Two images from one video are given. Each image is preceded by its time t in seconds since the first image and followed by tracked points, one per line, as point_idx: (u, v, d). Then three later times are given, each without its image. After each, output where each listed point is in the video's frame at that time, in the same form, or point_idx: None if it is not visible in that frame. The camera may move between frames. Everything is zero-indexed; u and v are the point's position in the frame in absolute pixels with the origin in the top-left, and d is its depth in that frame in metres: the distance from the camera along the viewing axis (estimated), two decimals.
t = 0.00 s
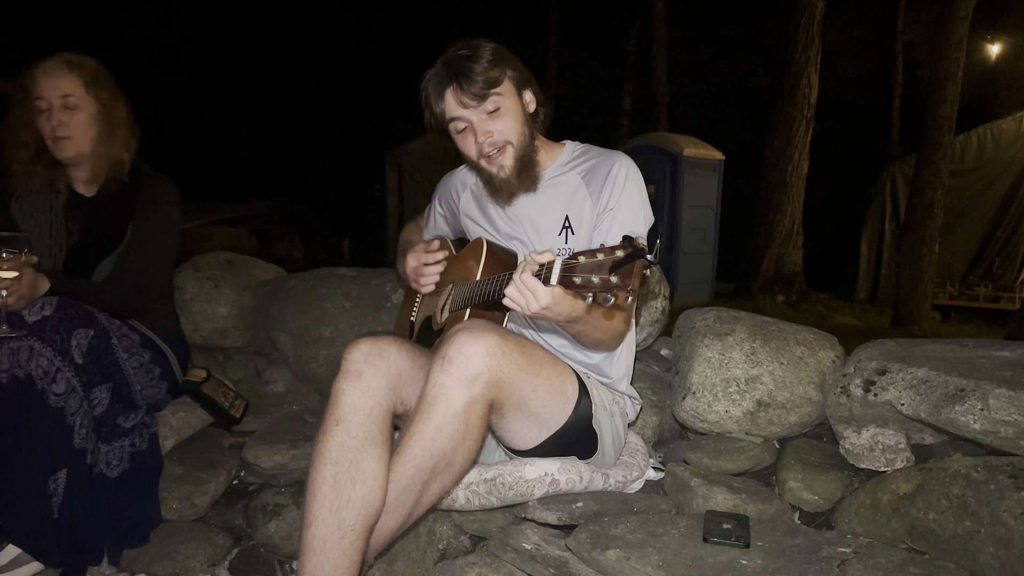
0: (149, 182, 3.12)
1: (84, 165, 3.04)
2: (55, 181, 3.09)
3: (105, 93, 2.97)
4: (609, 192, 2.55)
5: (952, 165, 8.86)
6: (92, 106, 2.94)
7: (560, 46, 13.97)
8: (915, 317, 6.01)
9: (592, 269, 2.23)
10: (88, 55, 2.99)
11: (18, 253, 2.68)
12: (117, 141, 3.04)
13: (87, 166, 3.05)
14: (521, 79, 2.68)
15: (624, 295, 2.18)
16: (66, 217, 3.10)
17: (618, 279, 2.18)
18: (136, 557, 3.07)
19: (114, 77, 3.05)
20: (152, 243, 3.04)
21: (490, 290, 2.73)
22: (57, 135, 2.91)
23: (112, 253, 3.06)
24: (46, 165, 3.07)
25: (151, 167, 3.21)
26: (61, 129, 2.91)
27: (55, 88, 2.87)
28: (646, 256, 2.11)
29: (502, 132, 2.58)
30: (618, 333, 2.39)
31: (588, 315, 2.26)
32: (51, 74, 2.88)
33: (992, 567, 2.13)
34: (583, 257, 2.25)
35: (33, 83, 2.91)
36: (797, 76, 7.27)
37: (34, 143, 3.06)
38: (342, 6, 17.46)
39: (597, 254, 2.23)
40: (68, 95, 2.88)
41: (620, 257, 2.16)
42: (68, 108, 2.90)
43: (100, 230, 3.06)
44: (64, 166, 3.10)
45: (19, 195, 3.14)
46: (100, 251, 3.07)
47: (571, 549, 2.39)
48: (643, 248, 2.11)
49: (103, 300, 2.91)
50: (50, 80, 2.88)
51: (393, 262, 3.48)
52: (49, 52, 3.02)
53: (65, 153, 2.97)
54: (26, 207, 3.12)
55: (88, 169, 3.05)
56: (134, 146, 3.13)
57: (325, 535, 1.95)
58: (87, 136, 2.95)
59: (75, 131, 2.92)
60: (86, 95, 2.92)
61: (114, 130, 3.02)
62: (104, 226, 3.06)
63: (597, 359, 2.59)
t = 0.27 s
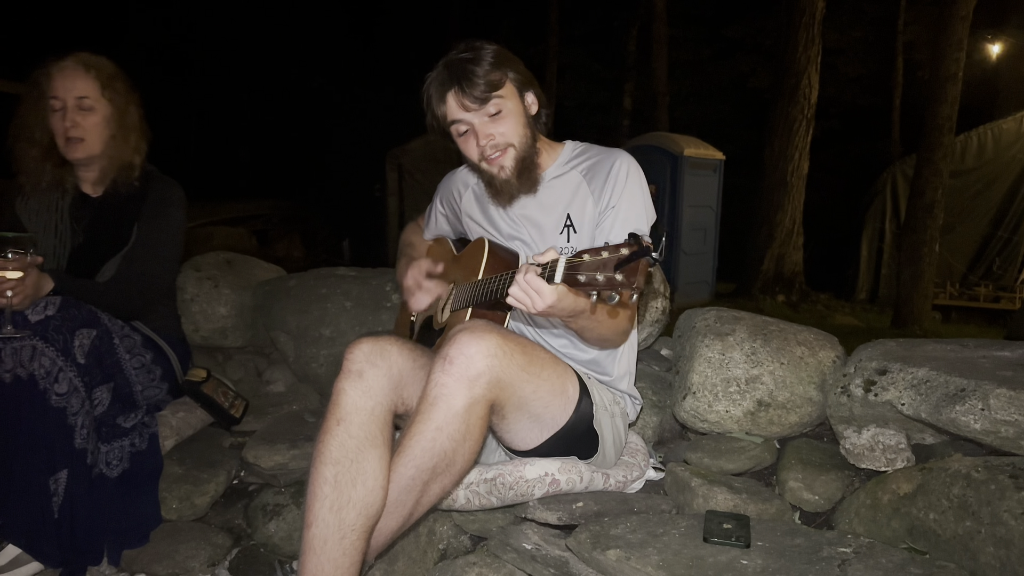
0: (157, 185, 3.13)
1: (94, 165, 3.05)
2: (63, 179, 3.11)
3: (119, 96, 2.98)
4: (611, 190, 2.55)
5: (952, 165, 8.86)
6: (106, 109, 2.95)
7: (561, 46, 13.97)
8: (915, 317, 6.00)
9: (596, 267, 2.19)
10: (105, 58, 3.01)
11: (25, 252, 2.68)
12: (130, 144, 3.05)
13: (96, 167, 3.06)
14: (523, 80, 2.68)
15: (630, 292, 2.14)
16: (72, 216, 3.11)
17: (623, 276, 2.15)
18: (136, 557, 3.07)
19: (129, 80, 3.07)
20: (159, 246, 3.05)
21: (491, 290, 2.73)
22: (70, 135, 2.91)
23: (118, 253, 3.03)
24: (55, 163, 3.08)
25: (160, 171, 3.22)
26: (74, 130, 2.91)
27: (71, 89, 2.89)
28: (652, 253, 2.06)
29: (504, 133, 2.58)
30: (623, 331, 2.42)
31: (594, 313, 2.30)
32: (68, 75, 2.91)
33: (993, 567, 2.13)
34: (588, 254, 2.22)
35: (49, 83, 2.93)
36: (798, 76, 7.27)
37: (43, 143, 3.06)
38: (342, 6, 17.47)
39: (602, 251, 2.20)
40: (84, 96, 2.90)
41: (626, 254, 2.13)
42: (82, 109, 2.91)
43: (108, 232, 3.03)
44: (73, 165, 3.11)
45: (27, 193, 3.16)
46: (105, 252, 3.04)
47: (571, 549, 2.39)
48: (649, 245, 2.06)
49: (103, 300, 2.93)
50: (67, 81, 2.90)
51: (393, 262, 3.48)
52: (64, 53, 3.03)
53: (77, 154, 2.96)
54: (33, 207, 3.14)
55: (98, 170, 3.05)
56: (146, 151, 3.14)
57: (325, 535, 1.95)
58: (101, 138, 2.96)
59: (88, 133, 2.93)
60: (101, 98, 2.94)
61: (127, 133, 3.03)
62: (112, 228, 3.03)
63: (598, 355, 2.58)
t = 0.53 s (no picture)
0: (155, 184, 3.16)
1: (96, 165, 3.08)
2: (63, 181, 3.11)
3: (125, 99, 3.05)
4: (611, 190, 2.55)
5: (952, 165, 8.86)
6: (113, 110, 3.01)
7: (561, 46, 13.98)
8: (916, 317, 5.99)
9: (596, 268, 2.20)
10: (113, 61, 3.08)
11: (27, 254, 2.66)
12: (133, 146, 3.09)
13: (98, 168, 3.08)
14: (522, 81, 2.68)
15: (631, 293, 2.15)
16: (71, 216, 3.11)
17: (624, 276, 2.15)
18: (136, 556, 3.07)
19: (135, 85, 3.14)
20: (160, 245, 3.06)
21: (491, 290, 2.73)
22: (75, 135, 2.94)
23: (119, 254, 3.06)
24: (57, 163, 3.09)
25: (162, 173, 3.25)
26: (79, 130, 2.94)
27: (78, 90, 2.94)
28: (653, 253, 2.07)
29: (503, 135, 2.58)
30: (623, 331, 2.41)
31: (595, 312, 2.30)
32: (76, 76, 2.96)
33: (994, 567, 2.13)
34: (588, 254, 2.23)
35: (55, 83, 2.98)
36: (798, 76, 7.27)
37: (44, 145, 3.07)
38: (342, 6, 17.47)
39: (603, 251, 2.21)
40: (91, 98, 2.96)
41: (626, 254, 2.13)
42: (89, 110, 2.96)
43: (110, 231, 3.07)
44: (72, 166, 3.11)
45: (27, 194, 3.14)
46: (106, 252, 3.07)
47: (571, 549, 2.38)
48: (648, 244, 2.06)
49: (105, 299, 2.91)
50: (74, 81, 2.95)
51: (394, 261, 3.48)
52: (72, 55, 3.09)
53: (79, 155, 2.99)
54: (32, 207, 3.11)
55: (99, 170, 3.08)
56: (149, 154, 3.18)
57: (326, 535, 1.95)
58: (104, 138, 3.00)
59: (93, 133, 2.97)
60: (108, 100, 3.00)
61: (131, 135, 3.07)
62: (113, 227, 3.07)
63: (598, 356, 2.58)
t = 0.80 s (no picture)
0: (148, 182, 3.13)
1: (90, 165, 3.05)
2: (55, 182, 3.08)
3: (121, 100, 3.02)
4: (609, 189, 2.55)
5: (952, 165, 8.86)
6: (108, 111, 2.98)
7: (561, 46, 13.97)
8: (915, 317, 6.00)
9: (592, 270, 2.20)
10: (109, 62, 3.04)
11: (22, 254, 2.67)
12: (128, 147, 3.06)
13: (91, 168, 3.06)
14: (520, 80, 2.67)
15: (626, 295, 2.14)
16: (66, 217, 3.11)
17: (619, 279, 2.15)
18: (136, 556, 3.07)
19: (130, 85, 3.10)
20: (155, 244, 3.04)
21: (489, 290, 2.73)
22: (69, 135, 2.93)
23: (113, 253, 3.06)
24: (49, 163, 3.04)
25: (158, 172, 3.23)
26: (73, 130, 2.93)
27: (74, 90, 2.91)
28: (648, 257, 2.08)
29: (500, 134, 2.59)
30: (621, 331, 2.41)
31: (589, 312, 2.29)
32: (71, 75, 2.92)
33: (993, 567, 2.13)
34: (583, 257, 2.23)
35: (49, 82, 2.94)
36: (797, 76, 7.27)
37: (39, 143, 3.02)
38: (342, 6, 17.47)
39: (598, 253, 2.21)
40: (86, 98, 2.93)
41: (621, 257, 2.13)
42: (84, 110, 2.93)
43: (103, 231, 3.04)
44: (65, 166, 3.07)
45: (21, 197, 3.15)
46: (100, 252, 3.06)
47: (572, 549, 2.38)
48: (643, 247, 2.08)
49: (106, 300, 2.90)
50: (70, 81, 2.92)
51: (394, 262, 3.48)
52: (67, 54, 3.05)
53: (74, 154, 2.98)
54: (27, 208, 3.12)
55: (93, 170, 3.05)
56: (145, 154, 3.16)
57: (325, 535, 1.95)
58: (99, 139, 2.97)
59: (87, 134, 2.95)
60: (104, 101, 2.97)
61: (127, 136, 3.05)
62: (104, 227, 3.04)
63: (597, 357, 2.58)
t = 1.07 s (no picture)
0: (140, 179, 3.11)
1: (81, 165, 3.04)
2: (48, 183, 3.09)
3: (107, 97, 2.96)
4: (610, 189, 2.55)
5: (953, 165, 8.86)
6: (94, 110, 2.93)
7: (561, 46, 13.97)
8: (916, 317, 6.00)
9: (593, 269, 2.21)
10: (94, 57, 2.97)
11: (13, 254, 2.62)
12: (116, 144, 3.04)
13: (83, 167, 3.05)
14: (523, 81, 2.67)
15: (627, 294, 2.15)
16: (59, 217, 3.10)
17: (619, 278, 2.15)
18: (136, 557, 3.07)
19: (117, 81, 3.04)
20: (146, 242, 3.02)
21: (489, 290, 2.74)
22: (57, 135, 2.90)
23: (107, 251, 3.06)
24: (41, 164, 3.05)
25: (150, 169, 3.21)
26: (61, 130, 2.89)
27: (59, 89, 2.85)
28: (648, 256, 2.09)
29: (500, 135, 2.58)
30: (620, 331, 2.41)
31: (591, 314, 2.31)
32: (55, 74, 2.87)
33: (993, 567, 2.14)
34: (585, 255, 2.24)
35: (34, 81, 2.89)
36: (798, 76, 7.27)
37: (28, 143, 3.02)
38: (342, 5, 17.48)
39: (599, 253, 2.21)
40: (71, 96, 2.87)
41: (622, 256, 2.14)
42: (69, 109, 2.88)
43: (97, 229, 3.06)
44: (56, 166, 3.08)
45: (14, 198, 3.14)
46: (95, 251, 3.07)
47: (572, 549, 2.38)
48: (644, 247, 2.08)
49: (104, 301, 2.91)
50: (54, 80, 2.86)
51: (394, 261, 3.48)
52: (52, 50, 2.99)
53: (62, 154, 2.97)
54: (21, 208, 3.12)
55: (84, 169, 3.05)
56: (134, 151, 3.13)
57: (326, 535, 1.95)
58: (86, 138, 2.95)
59: (75, 134, 2.91)
60: (90, 99, 2.91)
61: (114, 134, 3.02)
62: (99, 225, 3.06)
63: (597, 357, 2.58)
